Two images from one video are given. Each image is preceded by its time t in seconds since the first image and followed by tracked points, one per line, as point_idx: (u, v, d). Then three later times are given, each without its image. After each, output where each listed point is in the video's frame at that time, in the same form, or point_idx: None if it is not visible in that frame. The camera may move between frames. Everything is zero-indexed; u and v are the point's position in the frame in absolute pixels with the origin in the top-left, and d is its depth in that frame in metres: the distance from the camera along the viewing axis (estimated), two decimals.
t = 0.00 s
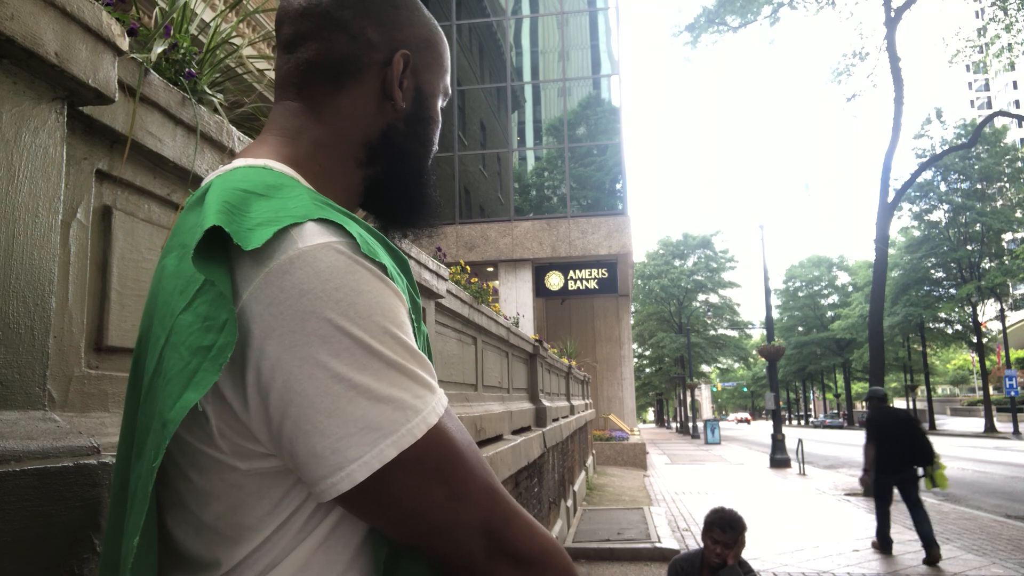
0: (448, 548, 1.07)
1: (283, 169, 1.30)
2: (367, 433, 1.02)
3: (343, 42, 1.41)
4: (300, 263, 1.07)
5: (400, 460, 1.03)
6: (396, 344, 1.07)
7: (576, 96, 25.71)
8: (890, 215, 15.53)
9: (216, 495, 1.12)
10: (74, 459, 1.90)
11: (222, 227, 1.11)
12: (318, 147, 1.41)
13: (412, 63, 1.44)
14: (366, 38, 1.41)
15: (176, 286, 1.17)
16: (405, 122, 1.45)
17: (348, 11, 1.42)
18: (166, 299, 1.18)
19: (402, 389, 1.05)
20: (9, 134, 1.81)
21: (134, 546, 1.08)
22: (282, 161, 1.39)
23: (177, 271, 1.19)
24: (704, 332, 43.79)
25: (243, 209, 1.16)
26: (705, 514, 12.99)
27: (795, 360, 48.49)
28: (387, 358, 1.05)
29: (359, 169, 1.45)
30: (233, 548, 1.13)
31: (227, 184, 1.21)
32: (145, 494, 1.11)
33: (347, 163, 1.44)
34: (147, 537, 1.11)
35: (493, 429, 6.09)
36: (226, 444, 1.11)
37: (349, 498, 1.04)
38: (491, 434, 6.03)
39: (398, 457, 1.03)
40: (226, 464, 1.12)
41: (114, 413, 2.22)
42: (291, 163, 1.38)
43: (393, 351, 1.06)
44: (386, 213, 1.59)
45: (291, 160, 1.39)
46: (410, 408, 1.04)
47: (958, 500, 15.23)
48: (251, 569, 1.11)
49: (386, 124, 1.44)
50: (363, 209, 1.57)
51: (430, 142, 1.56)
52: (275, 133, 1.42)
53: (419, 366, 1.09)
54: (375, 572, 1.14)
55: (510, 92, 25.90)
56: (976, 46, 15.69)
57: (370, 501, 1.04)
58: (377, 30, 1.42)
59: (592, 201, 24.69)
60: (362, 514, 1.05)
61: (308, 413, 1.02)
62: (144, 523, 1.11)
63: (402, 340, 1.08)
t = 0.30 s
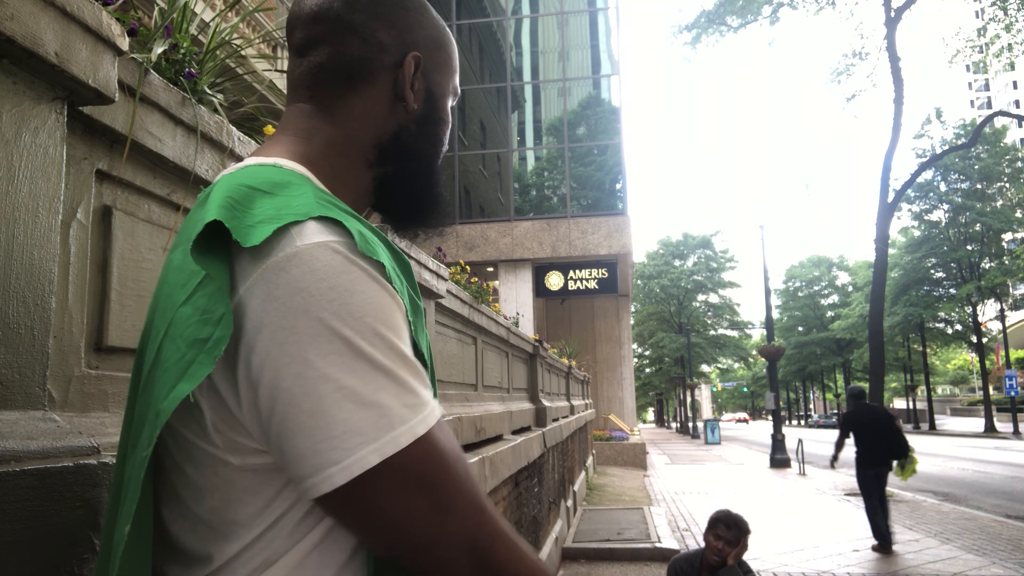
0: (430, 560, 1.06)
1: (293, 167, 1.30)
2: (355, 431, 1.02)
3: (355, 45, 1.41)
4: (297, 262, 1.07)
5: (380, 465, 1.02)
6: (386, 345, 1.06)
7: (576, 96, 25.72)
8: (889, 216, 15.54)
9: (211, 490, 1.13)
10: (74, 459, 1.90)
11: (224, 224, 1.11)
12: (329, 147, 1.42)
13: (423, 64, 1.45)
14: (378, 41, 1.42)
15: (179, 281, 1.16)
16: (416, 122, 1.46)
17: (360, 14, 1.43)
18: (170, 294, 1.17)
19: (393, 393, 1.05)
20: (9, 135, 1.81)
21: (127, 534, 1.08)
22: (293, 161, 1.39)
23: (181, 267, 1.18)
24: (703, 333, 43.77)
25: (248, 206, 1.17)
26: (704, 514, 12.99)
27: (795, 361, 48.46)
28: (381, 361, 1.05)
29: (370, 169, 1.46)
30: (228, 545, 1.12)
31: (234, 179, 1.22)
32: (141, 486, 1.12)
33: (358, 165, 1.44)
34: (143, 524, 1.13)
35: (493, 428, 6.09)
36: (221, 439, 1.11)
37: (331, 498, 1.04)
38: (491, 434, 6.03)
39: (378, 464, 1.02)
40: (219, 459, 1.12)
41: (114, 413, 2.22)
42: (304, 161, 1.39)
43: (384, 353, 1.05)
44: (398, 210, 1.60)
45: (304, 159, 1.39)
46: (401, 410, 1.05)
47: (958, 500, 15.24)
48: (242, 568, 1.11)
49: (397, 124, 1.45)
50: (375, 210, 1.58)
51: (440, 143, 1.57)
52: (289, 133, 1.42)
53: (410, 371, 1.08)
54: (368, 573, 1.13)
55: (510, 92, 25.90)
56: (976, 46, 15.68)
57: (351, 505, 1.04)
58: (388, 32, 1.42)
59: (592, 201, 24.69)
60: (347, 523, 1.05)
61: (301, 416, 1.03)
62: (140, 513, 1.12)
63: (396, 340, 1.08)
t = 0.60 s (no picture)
0: None
1: (305, 165, 1.30)
2: (274, 421, 0.97)
3: (369, 52, 1.42)
4: (281, 255, 1.05)
5: (298, 458, 0.96)
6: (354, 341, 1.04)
7: (576, 96, 25.73)
8: (890, 215, 15.53)
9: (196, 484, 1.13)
10: (74, 458, 1.90)
11: (219, 215, 1.12)
12: (345, 147, 1.41)
13: (435, 68, 1.47)
14: (394, 48, 1.43)
15: (179, 274, 1.16)
16: (431, 122, 1.47)
17: (370, 19, 1.43)
18: (171, 286, 1.17)
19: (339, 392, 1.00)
20: (9, 135, 1.81)
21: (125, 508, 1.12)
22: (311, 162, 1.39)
23: (180, 265, 1.18)
24: (703, 332, 43.76)
25: (249, 199, 1.18)
26: (704, 514, 13.00)
27: (795, 360, 48.45)
28: (345, 359, 1.02)
29: (385, 170, 1.46)
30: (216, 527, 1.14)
31: (236, 173, 1.22)
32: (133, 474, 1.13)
33: (373, 163, 1.45)
34: (141, 510, 1.14)
35: (494, 429, 6.09)
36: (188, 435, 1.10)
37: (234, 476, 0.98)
38: (492, 433, 6.02)
39: (297, 456, 0.96)
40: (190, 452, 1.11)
41: (114, 413, 2.22)
42: (322, 163, 1.38)
43: (334, 350, 1.01)
44: (408, 211, 1.61)
45: (322, 160, 1.39)
46: (358, 420, 1.03)
47: (958, 500, 15.24)
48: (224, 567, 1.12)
49: (414, 126, 1.46)
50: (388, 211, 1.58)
51: (451, 145, 1.58)
52: (306, 134, 1.42)
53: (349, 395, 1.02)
54: None
55: (510, 92, 25.91)
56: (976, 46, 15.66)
57: (245, 521, 0.97)
58: (401, 37, 1.44)
59: (593, 201, 24.70)
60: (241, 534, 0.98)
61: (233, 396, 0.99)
62: (137, 500, 1.14)
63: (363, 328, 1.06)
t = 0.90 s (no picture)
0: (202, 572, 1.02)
1: (300, 167, 1.39)
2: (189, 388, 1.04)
3: (385, 61, 1.50)
4: (229, 242, 1.15)
5: (200, 436, 1.03)
6: (288, 328, 1.10)
7: (576, 96, 25.72)
8: (890, 215, 15.54)
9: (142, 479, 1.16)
10: (74, 458, 1.92)
11: (176, 204, 1.21)
12: (355, 151, 1.48)
13: (449, 80, 1.55)
14: (407, 58, 1.52)
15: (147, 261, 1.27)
16: (443, 132, 1.55)
17: (389, 31, 1.52)
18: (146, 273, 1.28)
19: (245, 376, 1.06)
20: (9, 135, 1.81)
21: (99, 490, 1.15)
22: (312, 164, 1.46)
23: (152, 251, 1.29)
24: (703, 332, 43.71)
25: (219, 191, 1.28)
26: (704, 514, 13.00)
27: (795, 360, 48.40)
28: (267, 347, 1.08)
29: (394, 177, 1.52)
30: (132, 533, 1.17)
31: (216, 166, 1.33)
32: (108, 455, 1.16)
33: (383, 169, 1.51)
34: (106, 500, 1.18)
35: (493, 429, 6.08)
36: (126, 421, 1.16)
37: (133, 441, 1.06)
38: (491, 433, 6.02)
39: (212, 437, 1.04)
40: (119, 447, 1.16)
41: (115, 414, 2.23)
42: (320, 164, 1.45)
43: (250, 338, 1.07)
44: (420, 222, 1.66)
45: (322, 162, 1.45)
46: (288, 410, 1.09)
47: (958, 500, 15.25)
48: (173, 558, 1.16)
49: (425, 135, 1.53)
50: (398, 222, 1.62)
51: (465, 156, 1.66)
52: (317, 140, 1.50)
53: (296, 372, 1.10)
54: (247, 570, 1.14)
55: (510, 92, 25.89)
56: (976, 46, 15.66)
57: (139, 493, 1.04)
58: (416, 49, 1.53)
59: (593, 201, 24.70)
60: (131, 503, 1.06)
61: (146, 369, 1.08)
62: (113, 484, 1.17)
63: (293, 319, 1.11)
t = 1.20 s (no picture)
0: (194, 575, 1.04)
1: (283, 171, 1.40)
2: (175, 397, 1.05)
3: (355, 58, 1.51)
4: (203, 247, 1.15)
5: (193, 444, 1.04)
6: (268, 330, 1.11)
7: (576, 96, 25.74)
8: (890, 215, 15.54)
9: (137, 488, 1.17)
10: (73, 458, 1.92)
11: (151, 210, 1.22)
12: (333, 151, 1.49)
13: (418, 69, 1.55)
14: (374, 53, 1.52)
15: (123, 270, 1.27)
16: (418, 123, 1.55)
17: (354, 28, 1.53)
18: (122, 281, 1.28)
19: (235, 381, 1.07)
20: (8, 135, 1.81)
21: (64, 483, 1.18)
22: (292, 167, 1.47)
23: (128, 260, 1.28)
24: (703, 332, 43.72)
25: (198, 195, 1.28)
26: (704, 514, 13.01)
27: (795, 360, 48.42)
28: (254, 351, 1.09)
29: (374, 173, 1.53)
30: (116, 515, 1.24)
31: (194, 170, 1.33)
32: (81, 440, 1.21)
33: (363, 166, 1.52)
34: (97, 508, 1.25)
35: (493, 429, 6.10)
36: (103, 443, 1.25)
37: (125, 449, 1.06)
38: (491, 433, 6.03)
39: (207, 443, 1.05)
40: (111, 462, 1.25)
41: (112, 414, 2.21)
42: (301, 167, 1.46)
43: (236, 341, 1.08)
44: (409, 217, 1.66)
45: (303, 163, 1.47)
46: (271, 413, 1.10)
47: (958, 500, 15.25)
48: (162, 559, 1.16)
49: (399, 127, 1.54)
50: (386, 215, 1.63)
51: (448, 146, 1.65)
52: (298, 141, 1.51)
53: (284, 369, 1.12)
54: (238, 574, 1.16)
55: (510, 92, 25.90)
56: (976, 46, 15.66)
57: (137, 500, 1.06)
58: (383, 43, 1.53)
59: (593, 201, 24.71)
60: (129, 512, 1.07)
61: (134, 376, 1.08)
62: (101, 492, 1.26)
63: (274, 321, 1.12)
